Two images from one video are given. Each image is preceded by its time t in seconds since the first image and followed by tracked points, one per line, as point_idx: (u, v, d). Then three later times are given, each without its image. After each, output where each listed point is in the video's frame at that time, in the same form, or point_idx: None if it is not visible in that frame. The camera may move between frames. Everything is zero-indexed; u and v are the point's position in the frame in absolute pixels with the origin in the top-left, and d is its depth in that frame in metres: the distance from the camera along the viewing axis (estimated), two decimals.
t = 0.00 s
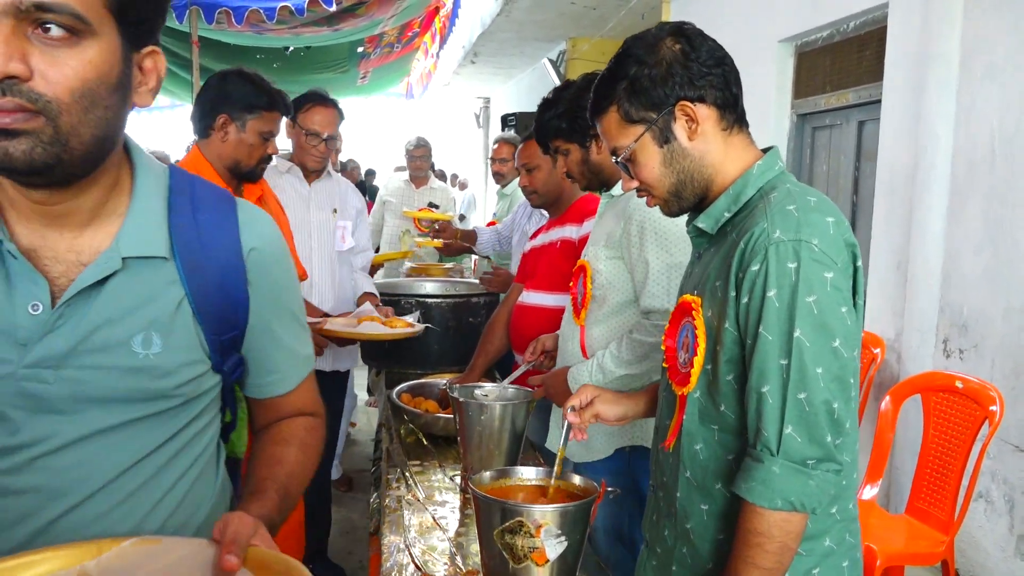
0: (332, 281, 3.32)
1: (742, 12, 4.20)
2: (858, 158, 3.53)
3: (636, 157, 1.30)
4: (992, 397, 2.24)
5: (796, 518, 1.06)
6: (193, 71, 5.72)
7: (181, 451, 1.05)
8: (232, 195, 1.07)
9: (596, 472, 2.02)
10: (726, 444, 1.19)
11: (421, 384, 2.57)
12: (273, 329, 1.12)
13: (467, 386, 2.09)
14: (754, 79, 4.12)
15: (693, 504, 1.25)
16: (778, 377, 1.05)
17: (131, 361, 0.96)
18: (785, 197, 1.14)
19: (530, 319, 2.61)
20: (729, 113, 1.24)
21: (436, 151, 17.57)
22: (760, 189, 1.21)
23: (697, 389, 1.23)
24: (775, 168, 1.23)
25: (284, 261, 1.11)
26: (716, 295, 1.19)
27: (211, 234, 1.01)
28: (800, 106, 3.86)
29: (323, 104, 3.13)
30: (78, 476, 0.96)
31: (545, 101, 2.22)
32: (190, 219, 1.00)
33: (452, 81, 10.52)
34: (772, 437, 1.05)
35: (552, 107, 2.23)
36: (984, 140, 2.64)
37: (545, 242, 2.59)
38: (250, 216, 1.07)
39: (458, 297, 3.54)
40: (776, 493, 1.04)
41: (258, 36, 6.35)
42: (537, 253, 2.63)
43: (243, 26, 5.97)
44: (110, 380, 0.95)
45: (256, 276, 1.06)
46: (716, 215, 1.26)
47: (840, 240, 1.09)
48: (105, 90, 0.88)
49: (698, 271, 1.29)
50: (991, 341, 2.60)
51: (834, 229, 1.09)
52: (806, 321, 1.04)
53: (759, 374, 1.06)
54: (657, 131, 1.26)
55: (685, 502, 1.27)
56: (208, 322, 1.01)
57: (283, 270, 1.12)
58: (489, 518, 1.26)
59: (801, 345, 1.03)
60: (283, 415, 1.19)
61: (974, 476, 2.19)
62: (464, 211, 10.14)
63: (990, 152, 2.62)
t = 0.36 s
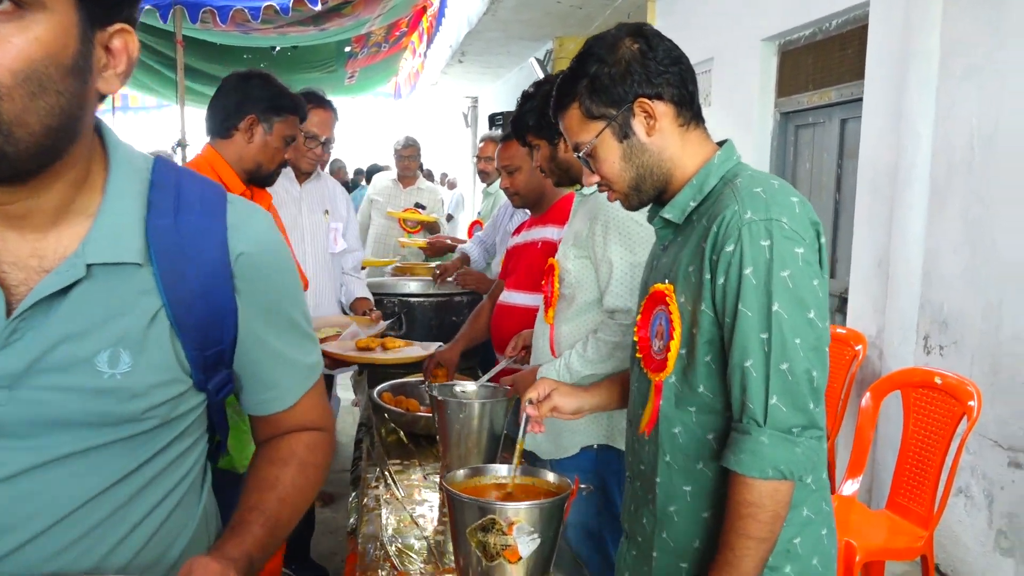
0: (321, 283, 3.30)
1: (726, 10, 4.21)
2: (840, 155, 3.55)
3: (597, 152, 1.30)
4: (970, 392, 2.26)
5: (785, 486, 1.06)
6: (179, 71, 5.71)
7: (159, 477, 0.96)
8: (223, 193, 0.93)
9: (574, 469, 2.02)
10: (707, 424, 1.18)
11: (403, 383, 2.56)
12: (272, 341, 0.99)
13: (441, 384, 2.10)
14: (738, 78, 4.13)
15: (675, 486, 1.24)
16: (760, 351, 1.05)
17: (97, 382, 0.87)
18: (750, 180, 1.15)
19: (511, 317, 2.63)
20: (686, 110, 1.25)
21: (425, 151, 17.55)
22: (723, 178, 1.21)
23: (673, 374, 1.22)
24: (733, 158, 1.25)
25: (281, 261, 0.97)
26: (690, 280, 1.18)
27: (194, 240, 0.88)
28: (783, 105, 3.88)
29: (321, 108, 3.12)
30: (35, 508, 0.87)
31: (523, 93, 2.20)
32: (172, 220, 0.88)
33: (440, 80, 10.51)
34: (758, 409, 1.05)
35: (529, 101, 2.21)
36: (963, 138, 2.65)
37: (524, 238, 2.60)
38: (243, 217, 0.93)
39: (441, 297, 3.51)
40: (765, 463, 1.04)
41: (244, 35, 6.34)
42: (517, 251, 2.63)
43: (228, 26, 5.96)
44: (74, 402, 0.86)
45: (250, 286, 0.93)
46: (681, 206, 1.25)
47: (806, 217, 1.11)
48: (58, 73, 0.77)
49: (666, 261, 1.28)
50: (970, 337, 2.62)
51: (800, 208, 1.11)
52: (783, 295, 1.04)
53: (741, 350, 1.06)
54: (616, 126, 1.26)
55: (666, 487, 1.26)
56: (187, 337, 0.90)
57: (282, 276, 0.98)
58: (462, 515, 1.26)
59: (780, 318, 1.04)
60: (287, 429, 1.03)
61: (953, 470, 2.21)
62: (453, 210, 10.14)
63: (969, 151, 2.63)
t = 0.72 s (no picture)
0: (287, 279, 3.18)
1: None
2: (810, 144, 3.55)
3: (555, 125, 1.28)
4: (937, 378, 2.28)
5: (734, 463, 1.05)
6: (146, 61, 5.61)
7: (17, 512, 0.73)
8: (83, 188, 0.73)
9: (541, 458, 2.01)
10: (664, 405, 1.17)
11: (373, 375, 2.53)
12: (154, 355, 0.76)
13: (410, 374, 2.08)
14: (709, 67, 4.13)
15: (629, 465, 1.22)
16: (715, 331, 1.04)
17: None
18: (710, 166, 1.15)
19: (479, 308, 2.63)
20: (644, 105, 1.20)
21: (399, 141, 17.46)
22: (683, 165, 1.20)
23: (630, 353, 1.20)
24: (695, 146, 1.23)
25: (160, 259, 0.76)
26: (650, 261, 1.17)
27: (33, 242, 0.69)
28: (754, 94, 3.89)
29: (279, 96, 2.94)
30: None
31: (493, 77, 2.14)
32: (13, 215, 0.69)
33: (413, 70, 10.44)
34: (711, 386, 1.04)
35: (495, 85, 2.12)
36: (930, 126, 2.67)
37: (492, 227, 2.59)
38: (108, 209, 0.73)
39: (412, 287, 3.49)
40: (717, 440, 1.03)
41: (212, 24, 6.24)
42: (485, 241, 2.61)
43: (196, 14, 5.86)
44: None
45: (111, 290, 0.71)
46: (642, 189, 1.23)
47: (764, 203, 1.10)
48: None
49: (627, 244, 1.27)
50: (937, 324, 2.64)
51: (758, 194, 1.10)
52: (739, 276, 1.04)
53: (696, 329, 1.05)
54: (573, 106, 1.23)
55: (620, 465, 1.23)
56: (26, 347, 0.69)
57: (169, 271, 0.76)
58: (426, 507, 1.24)
59: (735, 299, 1.03)
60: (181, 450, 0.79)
61: (920, 456, 2.22)
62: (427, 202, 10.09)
63: (936, 139, 2.64)
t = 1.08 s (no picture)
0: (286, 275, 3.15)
1: None
2: (807, 139, 3.54)
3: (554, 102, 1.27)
4: (934, 374, 2.27)
5: (732, 449, 1.03)
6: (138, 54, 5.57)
7: None
8: None
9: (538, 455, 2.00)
10: (661, 393, 1.16)
11: (368, 370, 2.52)
12: (37, 419, 0.61)
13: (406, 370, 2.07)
14: (705, 62, 4.12)
15: (628, 457, 1.20)
16: (712, 314, 1.03)
17: None
18: (706, 152, 1.13)
19: (474, 305, 2.62)
20: (643, 97, 1.19)
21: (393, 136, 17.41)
22: (679, 154, 1.18)
23: (628, 343, 1.18)
24: (691, 137, 1.21)
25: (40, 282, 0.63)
26: (646, 249, 1.16)
27: None
28: (751, 88, 3.87)
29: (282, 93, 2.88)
30: None
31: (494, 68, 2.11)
32: None
33: (409, 65, 10.40)
34: (709, 370, 1.03)
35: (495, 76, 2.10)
36: (928, 121, 2.66)
37: (486, 222, 2.60)
38: None
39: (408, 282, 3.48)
40: (715, 424, 1.01)
41: (206, 17, 6.21)
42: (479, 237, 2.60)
43: (189, 7, 5.83)
44: None
45: None
46: (637, 178, 1.22)
47: (760, 188, 1.09)
48: None
49: (622, 234, 1.26)
50: (934, 319, 2.63)
51: (754, 178, 1.09)
52: (736, 260, 1.03)
53: (694, 312, 1.03)
54: (572, 87, 1.22)
55: (619, 458, 1.21)
56: None
57: (50, 292, 0.63)
58: (422, 505, 1.23)
59: (732, 283, 1.02)
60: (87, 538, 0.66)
61: (917, 452, 2.21)
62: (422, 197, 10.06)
63: (933, 134, 2.63)
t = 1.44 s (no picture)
0: (289, 276, 3.15)
1: None
2: (813, 142, 3.53)
3: (574, 103, 1.25)
4: (939, 380, 2.26)
5: (735, 444, 1.03)
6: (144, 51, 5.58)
7: None
8: None
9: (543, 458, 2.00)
10: (668, 390, 1.15)
11: (373, 369, 2.51)
12: None
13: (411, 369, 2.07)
14: (711, 64, 4.11)
15: (636, 455, 1.20)
16: (717, 310, 1.03)
17: None
18: (715, 152, 1.14)
19: (478, 307, 2.62)
20: (667, 105, 1.19)
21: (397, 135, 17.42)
22: (689, 158, 1.18)
23: (636, 340, 1.17)
24: (703, 142, 1.21)
25: None
26: (654, 247, 1.15)
27: None
28: (757, 91, 3.87)
29: (293, 93, 2.85)
30: None
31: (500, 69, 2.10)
32: None
33: (413, 64, 10.39)
34: (713, 365, 1.02)
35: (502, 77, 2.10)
36: (934, 126, 2.65)
37: (484, 225, 2.60)
38: None
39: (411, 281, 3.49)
40: (718, 418, 1.01)
41: (212, 15, 6.21)
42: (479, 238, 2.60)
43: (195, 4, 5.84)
44: None
45: None
46: (648, 180, 1.21)
47: (768, 189, 1.09)
48: None
49: (631, 234, 1.25)
50: (938, 324, 2.63)
51: (761, 178, 1.09)
52: (742, 257, 1.03)
53: (699, 307, 1.03)
54: (598, 89, 1.21)
55: (628, 455, 1.20)
56: None
57: None
58: (427, 506, 1.22)
59: (737, 279, 1.02)
60: None
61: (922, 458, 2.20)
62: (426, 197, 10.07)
63: (940, 139, 2.63)
